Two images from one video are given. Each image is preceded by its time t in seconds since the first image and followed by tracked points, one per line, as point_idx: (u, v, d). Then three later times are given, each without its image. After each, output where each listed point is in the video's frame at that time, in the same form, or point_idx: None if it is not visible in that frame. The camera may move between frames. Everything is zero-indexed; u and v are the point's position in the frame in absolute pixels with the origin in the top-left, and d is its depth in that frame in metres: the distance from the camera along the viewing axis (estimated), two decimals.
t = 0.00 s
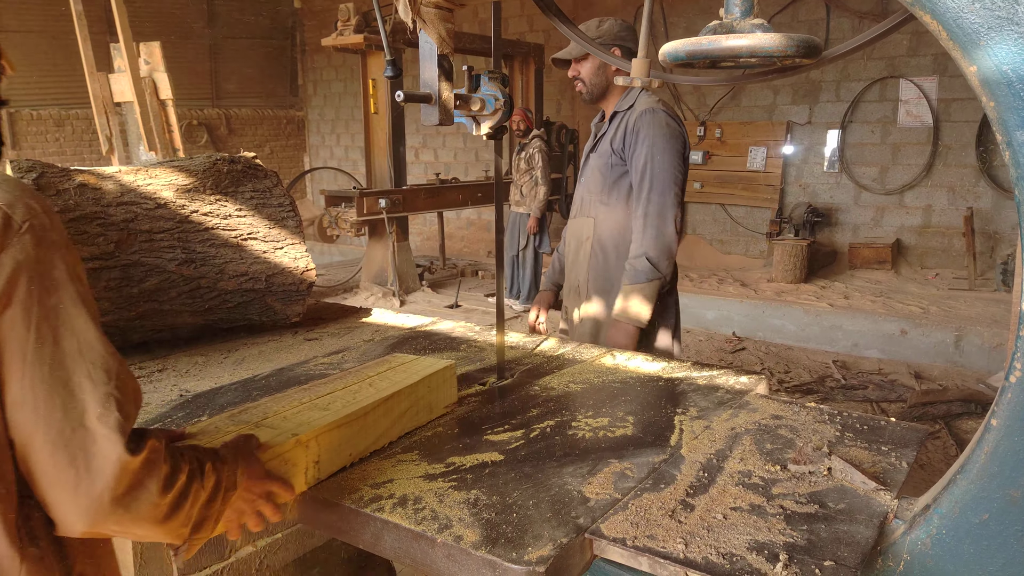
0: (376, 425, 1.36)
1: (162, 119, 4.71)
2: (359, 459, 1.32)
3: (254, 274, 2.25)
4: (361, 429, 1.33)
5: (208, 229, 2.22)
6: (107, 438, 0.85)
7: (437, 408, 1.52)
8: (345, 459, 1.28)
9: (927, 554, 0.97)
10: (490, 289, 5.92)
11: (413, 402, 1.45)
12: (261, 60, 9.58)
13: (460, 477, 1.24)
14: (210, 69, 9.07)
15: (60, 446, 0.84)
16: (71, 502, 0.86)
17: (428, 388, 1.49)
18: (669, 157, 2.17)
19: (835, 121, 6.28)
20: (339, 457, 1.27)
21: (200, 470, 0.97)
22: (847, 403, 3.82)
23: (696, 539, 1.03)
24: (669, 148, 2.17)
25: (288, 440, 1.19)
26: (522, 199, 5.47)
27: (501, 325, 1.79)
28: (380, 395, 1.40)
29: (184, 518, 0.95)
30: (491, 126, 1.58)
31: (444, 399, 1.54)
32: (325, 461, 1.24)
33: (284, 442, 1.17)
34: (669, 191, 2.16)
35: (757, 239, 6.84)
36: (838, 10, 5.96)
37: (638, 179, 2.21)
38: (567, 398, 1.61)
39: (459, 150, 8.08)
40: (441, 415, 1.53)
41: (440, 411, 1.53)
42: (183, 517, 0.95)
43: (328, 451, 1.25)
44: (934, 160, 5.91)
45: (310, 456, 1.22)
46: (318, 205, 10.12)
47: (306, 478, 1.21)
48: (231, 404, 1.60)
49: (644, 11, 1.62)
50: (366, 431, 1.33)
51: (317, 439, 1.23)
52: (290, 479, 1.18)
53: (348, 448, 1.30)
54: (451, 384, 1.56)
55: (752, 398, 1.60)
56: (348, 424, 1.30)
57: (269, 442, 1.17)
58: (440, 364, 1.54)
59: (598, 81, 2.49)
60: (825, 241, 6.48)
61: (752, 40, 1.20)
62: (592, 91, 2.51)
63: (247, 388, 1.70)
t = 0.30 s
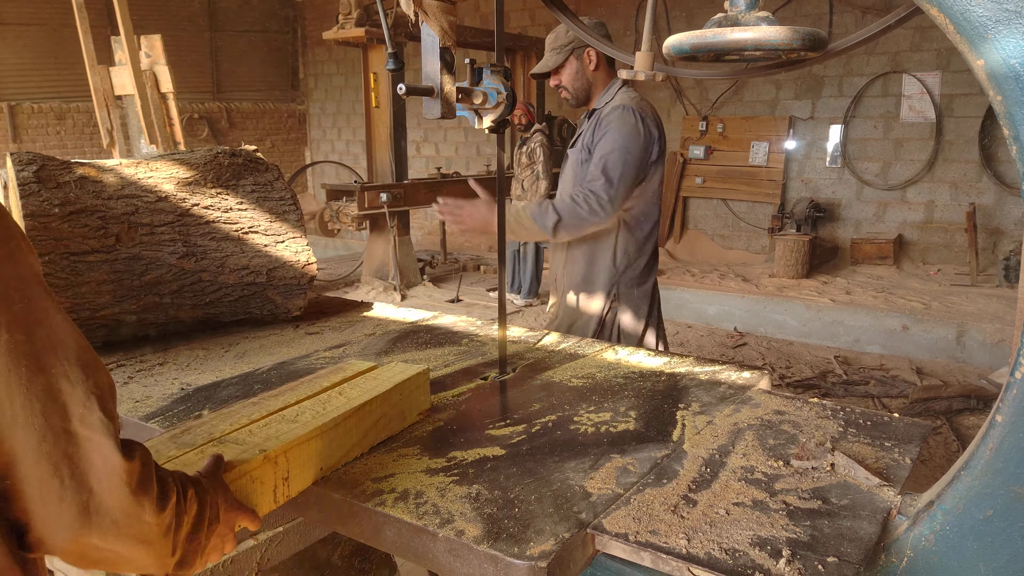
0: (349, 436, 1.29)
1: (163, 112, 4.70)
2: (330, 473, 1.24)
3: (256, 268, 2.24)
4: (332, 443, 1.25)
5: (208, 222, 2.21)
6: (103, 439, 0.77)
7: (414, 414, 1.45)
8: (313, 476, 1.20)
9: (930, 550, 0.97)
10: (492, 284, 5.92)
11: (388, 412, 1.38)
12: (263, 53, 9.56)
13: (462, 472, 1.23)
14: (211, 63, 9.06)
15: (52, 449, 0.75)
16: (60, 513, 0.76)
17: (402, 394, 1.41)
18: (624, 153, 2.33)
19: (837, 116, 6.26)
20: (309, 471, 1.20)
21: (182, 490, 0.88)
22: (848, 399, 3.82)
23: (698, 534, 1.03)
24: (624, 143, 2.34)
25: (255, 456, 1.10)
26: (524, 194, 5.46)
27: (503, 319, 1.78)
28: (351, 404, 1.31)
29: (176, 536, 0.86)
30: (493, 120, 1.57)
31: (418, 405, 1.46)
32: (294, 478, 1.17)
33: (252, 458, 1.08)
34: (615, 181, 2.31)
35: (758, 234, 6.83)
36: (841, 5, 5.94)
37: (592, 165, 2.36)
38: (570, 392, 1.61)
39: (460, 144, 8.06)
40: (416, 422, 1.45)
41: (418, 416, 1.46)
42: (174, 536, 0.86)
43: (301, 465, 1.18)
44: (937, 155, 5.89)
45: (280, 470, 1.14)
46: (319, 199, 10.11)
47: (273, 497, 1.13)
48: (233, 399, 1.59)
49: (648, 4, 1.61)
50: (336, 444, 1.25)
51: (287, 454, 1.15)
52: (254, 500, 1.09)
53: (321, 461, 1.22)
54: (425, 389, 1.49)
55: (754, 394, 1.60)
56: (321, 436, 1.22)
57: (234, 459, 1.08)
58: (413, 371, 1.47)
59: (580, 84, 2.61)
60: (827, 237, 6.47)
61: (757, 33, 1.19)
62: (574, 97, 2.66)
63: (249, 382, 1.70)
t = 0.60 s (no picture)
0: (340, 446, 1.20)
1: (166, 112, 4.70)
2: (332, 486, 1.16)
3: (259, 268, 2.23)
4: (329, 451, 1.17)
5: (211, 222, 2.19)
6: (111, 419, 0.73)
7: (394, 420, 1.38)
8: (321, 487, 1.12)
9: (934, 551, 0.97)
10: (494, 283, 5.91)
11: (368, 419, 1.30)
12: (265, 53, 9.57)
13: (464, 471, 1.23)
14: (214, 62, 9.07)
15: (54, 435, 0.71)
16: (76, 505, 0.72)
17: (375, 397, 1.34)
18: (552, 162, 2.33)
19: (840, 115, 6.25)
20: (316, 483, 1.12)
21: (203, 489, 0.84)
22: (851, 399, 3.81)
23: (701, 535, 1.03)
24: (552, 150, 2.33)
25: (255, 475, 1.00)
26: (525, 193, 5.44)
27: (505, 319, 1.78)
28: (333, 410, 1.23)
29: (207, 525, 0.82)
30: (495, 119, 1.57)
31: (397, 407, 1.39)
32: (302, 493, 1.08)
33: (258, 473, 0.99)
34: (537, 189, 2.31)
35: (761, 234, 6.82)
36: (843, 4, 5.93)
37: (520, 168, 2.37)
38: (573, 391, 1.61)
39: (462, 144, 8.06)
40: (398, 426, 1.39)
41: (396, 425, 1.38)
42: (203, 523, 0.81)
43: (303, 479, 1.09)
44: (940, 155, 5.88)
45: (285, 486, 1.05)
46: (321, 199, 10.12)
47: (286, 515, 1.04)
48: (235, 398, 1.59)
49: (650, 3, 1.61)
50: (332, 451, 1.17)
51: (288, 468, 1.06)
52: (270, 517, 1.00)
53: (321, 473, 1.13)
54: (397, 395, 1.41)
55: (756, 394, 1.59)
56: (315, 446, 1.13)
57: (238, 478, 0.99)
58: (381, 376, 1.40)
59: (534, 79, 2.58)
60: (829, 237, 6.46)
61: (759, 32, 1.19)
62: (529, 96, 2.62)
63: (251, 381, 1.70)
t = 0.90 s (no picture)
0: (325, 453, 1.17)
1: (172, 112, 4.72)
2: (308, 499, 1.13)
3: (264, 268, 2.24)
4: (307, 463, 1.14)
5: (216, 221, 2.20)
6: None
7: (394, 427, 1.34)
8: (294, 502, 1.10)
9: (938, 552, 0.97)
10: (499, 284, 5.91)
11: (364, 425, 1.27)
12: (270, 54, 9.59)
13: (468, 471, 1.24)
14: (220, 63, 9.09)
15: None
16: None
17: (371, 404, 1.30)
18: (536, 167, 2.39)
19: (845, 116, 6.23)
20: (289, 496, 1.09)
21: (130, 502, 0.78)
22: (856, 400, 3.80)
23: (704, 535, 1.03)
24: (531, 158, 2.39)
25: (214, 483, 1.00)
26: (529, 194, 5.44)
27: (509, 319, 1.78)
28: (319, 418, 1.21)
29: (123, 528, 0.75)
30: (499, 120, 1.57)
31: (397, 415, 1.35)
32: (272, 506, 1.06)
33: (212, 485, 0.98)
34: (531, 196, 2.38)
35: (766, 235, 6.80)
36: (849, 4, 5.92)
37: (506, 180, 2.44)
38: (577, 392, 1.61)
39: (467, 144, 8.07)
40: (397, 436, 1.34)
41: (396, 433, 1.34)
42: (116, 518, 0.74)
43: (274, 486, 1.08)
44: (946, 155, 5.86)
45: (249, 499, 1.04)
46: (326, 199, 10.14)
47: (249, 528, 1.03)
48: (241, 398, 1.60)
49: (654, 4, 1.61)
50: (312, 463, 1.14)
51: (252, 478, 1.05)
52: (229, 530, 0.99)
53: (296, 483, 1.11)
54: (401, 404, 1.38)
55: (760, 394, 1.59)
56: (292, 454, 1.11)
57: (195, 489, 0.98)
58: (378, 382, 1.35)
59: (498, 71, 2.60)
60: (835, 237, 6.44)
61: (764, 33, 1.19)
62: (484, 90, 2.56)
63: (256, 381, 1.71)
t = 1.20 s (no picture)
0: (169, 517, 1.11)
1: (174, 114, 4.72)
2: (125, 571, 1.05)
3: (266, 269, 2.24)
4: (136, 530, 1.08)
5: (219, 223, 2.20)
6: None
7: (304, 483, 1.19)
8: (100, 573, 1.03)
9: (939, 553, 0.97)
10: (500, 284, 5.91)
11: (251, 482, 1.19)
12: (272, 55, 9.61)
13: (470, 471, 1.24)
14: (222, 64, 9.11)
15: None
16: None
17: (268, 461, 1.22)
18: (557, 171, 2.39)
19: (848, 116, 6.23)
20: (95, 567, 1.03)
21: None
22: (858, 401, 3.80)
23: (705, 535, 1.03)
24: (553, 162, 2.38)
25: None
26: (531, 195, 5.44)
27: (511, 320, 1.79)
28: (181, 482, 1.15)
29: None
30: (501, 121, 1.58)
31: (323, 471, 1.23)
32: None
33: None
34: (555, 200, 2.38)
35: (768, 236, 6.80)
36: (851, 5, 5.92)
37: (527, 188, 2.42)
38: (579, 392, 1.61)
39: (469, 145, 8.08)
40: (314, 493, 1.19)
41: (308, 488, 1.19)
42: None
43: (78, 557, 1.02)
44: (948, 156, 5.85)
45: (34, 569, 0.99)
46: (329, 200, 10.15)
47: None
48: (243, 398, 1.61)
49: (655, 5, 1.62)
50: (140, 530, 1.08)
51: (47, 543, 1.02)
52: None
53: (108, 558, 1.05)
54: (320, 453, 1.26)
55: (762, 395, 1.60)
56: (127, 515, 1.08)
57: None
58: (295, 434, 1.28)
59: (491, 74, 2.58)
60: (837, 238, 6.44)
61: (764, 35, 1.19)
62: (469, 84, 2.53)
63: (258, 382, 1.71)
